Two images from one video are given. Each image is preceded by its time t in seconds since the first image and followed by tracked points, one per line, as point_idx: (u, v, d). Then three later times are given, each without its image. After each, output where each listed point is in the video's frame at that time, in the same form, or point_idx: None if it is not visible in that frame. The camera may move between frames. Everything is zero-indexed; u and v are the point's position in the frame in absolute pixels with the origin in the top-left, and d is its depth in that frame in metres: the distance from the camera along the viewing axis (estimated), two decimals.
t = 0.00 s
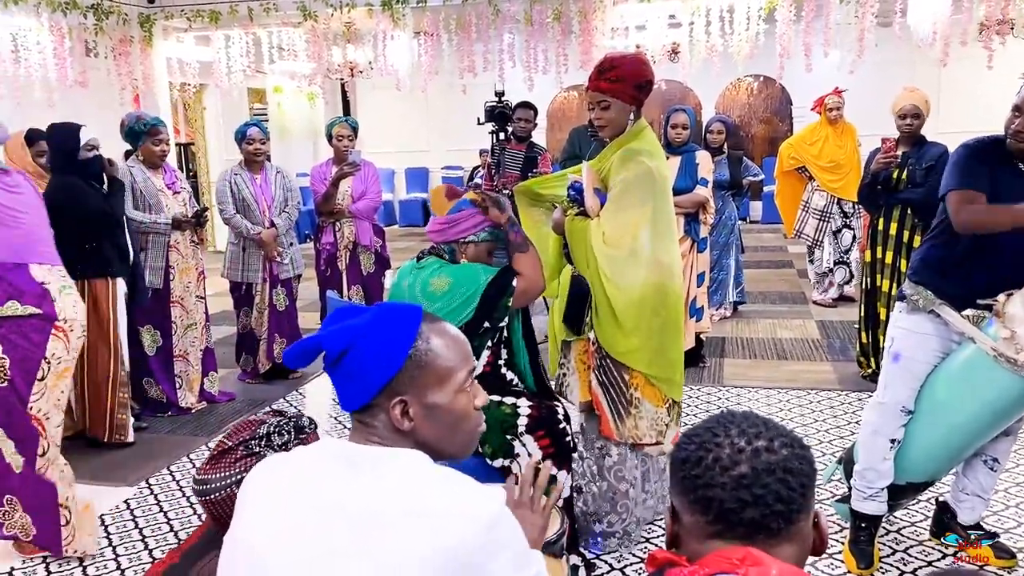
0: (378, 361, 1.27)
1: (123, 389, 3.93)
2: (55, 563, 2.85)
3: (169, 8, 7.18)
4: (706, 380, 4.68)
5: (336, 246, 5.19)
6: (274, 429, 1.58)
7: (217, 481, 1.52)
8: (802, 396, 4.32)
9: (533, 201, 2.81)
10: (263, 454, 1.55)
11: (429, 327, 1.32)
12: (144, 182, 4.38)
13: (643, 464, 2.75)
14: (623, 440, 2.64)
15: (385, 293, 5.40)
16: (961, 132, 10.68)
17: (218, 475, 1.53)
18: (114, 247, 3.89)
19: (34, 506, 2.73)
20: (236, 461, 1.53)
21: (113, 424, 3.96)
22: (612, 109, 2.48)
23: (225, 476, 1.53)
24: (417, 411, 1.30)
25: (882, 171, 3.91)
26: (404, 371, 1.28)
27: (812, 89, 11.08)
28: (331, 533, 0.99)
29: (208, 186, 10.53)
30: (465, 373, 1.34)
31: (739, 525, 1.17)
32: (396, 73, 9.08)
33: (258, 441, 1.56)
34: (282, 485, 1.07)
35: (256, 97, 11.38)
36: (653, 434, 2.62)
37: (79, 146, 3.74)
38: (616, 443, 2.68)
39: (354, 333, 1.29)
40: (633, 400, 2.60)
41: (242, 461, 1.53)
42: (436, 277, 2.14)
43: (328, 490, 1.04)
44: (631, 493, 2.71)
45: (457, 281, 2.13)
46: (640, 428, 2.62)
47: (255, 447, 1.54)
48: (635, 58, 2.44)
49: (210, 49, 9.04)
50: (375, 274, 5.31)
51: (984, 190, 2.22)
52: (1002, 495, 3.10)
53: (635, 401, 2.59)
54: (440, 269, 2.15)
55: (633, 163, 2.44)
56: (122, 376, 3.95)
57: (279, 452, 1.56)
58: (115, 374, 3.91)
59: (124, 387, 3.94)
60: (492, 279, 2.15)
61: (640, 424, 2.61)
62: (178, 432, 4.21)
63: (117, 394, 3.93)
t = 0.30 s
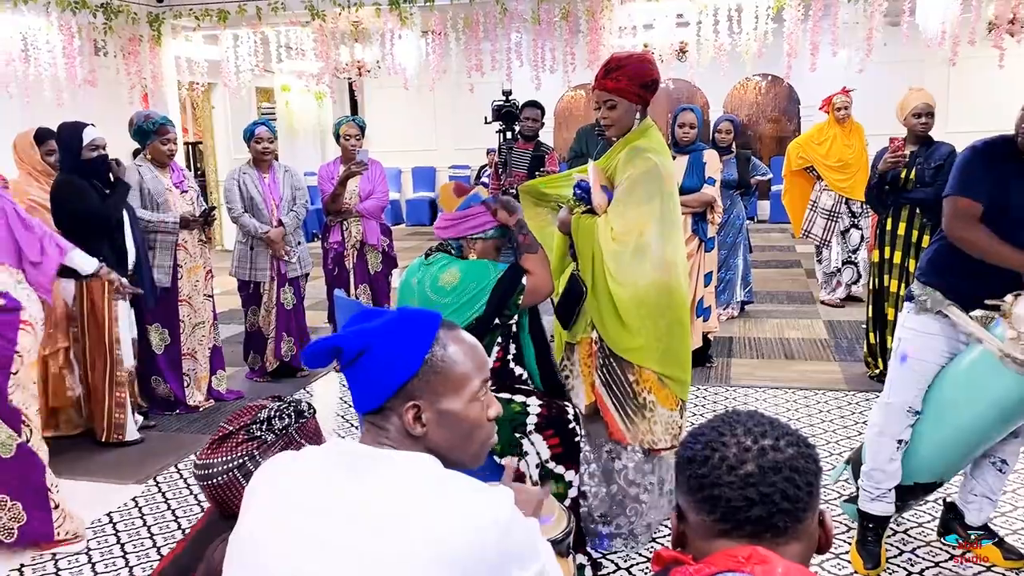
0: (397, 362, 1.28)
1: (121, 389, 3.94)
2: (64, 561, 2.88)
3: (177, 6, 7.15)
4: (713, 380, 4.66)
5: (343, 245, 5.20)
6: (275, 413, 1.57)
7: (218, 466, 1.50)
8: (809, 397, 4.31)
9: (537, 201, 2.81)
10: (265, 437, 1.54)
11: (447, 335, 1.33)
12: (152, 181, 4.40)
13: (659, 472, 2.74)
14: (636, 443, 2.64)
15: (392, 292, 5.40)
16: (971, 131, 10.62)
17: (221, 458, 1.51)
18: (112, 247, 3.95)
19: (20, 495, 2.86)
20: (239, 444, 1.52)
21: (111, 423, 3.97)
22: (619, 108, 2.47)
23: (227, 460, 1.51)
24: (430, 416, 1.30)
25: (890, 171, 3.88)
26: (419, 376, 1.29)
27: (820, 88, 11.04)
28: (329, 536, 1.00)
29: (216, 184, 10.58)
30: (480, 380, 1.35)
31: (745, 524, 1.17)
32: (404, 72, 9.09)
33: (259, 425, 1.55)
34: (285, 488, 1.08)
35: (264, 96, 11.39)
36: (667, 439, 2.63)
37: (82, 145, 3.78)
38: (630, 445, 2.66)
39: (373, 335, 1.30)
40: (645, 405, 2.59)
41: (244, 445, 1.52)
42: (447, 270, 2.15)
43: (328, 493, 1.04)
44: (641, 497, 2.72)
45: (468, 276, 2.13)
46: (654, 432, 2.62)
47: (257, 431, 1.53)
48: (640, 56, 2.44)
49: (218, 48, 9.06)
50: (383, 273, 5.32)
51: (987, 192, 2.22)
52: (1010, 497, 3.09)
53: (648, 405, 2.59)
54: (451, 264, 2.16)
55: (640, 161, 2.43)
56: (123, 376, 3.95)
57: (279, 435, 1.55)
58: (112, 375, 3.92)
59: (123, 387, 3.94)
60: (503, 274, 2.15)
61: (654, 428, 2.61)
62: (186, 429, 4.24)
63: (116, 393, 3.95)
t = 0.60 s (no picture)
0: (413, 362, 1.28)
1: (132, 386, 3.98)
2: (83, 555, 2.92)
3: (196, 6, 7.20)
4: (730, 380, 4.65)
5: (360, 243, 5.22)
6: (294, 422, 1.61)
7: (237, 473, 1.52)
8: (826, 397, 4.29)
9: (554, 205, 2.77)
10: (284, 445, 1.57)
11: (454, 327, 1.33)
12: (171, 179, 4.44)
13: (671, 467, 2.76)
14: (652, 440, 2.65)
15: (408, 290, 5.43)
16: (993, 130, 10.50)
17: (240, 467, 1.52)
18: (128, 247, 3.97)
19: None
20: (259, 453, 1.54)
21: (121, 422, 4.02)
22: (634, 107, 2.48)
23: (246, 469, 1.52)
24: (446, 412, 1.31)
25: (911, 169, 3.87)
26: (433, 374, 1.30)
27: (839, 87, 10.94)
28: (344, 529, 1.02)
29: (234, 183, 10.67)
30: (492, 369, 1.36)
31: (761, 524, 1.17)
32: (421, 71, 9.11)
33: (278, 434, 1.58)
34: (302, 482, 1.10)
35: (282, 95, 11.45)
36: (681, 435, 2.65)
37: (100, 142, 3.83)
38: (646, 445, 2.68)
39: (380, 337, 1.28)
40: (664, 403, 2.61)
41: (264, 453, 1.54)
42: (466, 271, 2.16)
43: (343, 486, 1.06)
44: (656, 495, 2.72)
45: (487, 276, 2.14)
46: (670, 430, 2.64)
47: (276, 439, 1.56)
48: (653, 55, 2.44)
49: (236, 46, 9.12)
50: (398, 271, 5.34)
51: (1012, 191, 2.19)
52: None
53: (666, 403, 2.61)
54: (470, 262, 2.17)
55: (658, 159, 2.43)
56: (137, 373, 4.04)
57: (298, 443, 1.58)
58: (125, 372, 3.97)
59: (134, 382, 3.98)
60: (523, 280, 2.17)
61: (670, 425, 2.63)
62: (204, 426, 4.28)
63: (127, 392, 3.99)
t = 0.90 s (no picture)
0: (430, 352, 1.29)
1: (152, 382, 4.00)
2: (101, 550, 2.96)
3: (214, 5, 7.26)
4: (746, 380, 4.63)
5: (376, 242, 5.24)
6: (327, 423, 1.61)
7: (268, 471, 1.53)
8: (843, 398, 4.26)
9: (570, 207, 2.79)
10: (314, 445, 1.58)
11: (471, 329, 1.34)
12: (188, 178, 4.48)
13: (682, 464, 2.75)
14: (663, 439, 2.66)
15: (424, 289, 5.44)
16: (1014, 130, 10.40)
17: (271, 464, 1.54)
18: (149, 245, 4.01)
19: None
20: (289, 451, 1.55)
21: (141, 417, 4.05)
22: (650, 108, 2.47)
23: (276, 464, 1.55)
24: (458, 410, 1.31)
25: (931, 170, 3.79)
26: (443, 369, 1.30)
27: (858, 86, 10.85)
28: (358, 524, 1.03)
29: (251, 181, 10.73)
30: (506, 373, 1.36)
31: (774, 524, 1.16)
32: (437, 70, 9.13)
33: (311, 433, 1.59)
34: (318, 480, 1.12)
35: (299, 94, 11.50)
36: (692, 435, 2.64)
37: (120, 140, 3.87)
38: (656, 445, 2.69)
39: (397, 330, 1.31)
40: (674, 401, 2.61)
41: (294, 452, 1.55)
42: (482, 273, 2.15)
43: (358, 484, 1.08)
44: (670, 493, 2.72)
45: (504, 282, 2.13)
46: (681, 428, 2.63)
47: (308, 439, 1.57)
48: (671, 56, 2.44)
49: (254, 45, 9.17)
50: (414, 270, 5.36)
51: None
52: None
53: (676, 400, 2.61)
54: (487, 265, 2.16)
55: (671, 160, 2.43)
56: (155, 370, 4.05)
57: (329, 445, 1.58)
58: (145, 367, 4.00)
59: (154, 379, 4.01)
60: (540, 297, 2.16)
61: (681, 424, 2.63)
62: (221, 423, 4.31)
63: (146, 389, 4.01)
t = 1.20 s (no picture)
0: (435, 343, 1.31)
1: (175, 378, 4.08)
2: (120, 544, 2.99)
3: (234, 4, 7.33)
4: (763, 380, 4.61)
5: (392, 240, 5.26)
6: (349, 416, 1.63)
7: (293, 464, 1.55)
8: (861, 398, 4.23)
9: (590, 201, 2.87)
10: (337, 438, 1.60)
11: (472, 320, 1.35)
12: (207, 175, 4.51)
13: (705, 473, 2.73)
14: (682, 445, 2.64)
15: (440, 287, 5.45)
16: None
17: (295, 456, 1.56)
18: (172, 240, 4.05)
19: None
20: (313, 443, 1.57)
21: (165, 413, 4.10)
22: (669, 106, 2.47)
23: (301, 456, 1.57)
24: (466, 401, 1.32)
25: (952, 169, 3.78)
26: (447, 363, 1.31)
27: (879, 85, 10.76)
28: (371, 519, 1.04)
29: (270, 179, 10.80)
30: (511, 360, 1.37)
31: (790, 524, 1.17)
32: (455, 68, 9.14)
33: (333, 425, 1.61)
34: (333, 475, 1.13)
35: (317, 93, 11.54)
36: (715, 440, 2.62)
37: (141, 138, 3.91)
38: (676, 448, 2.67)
39: (398, 329, 1.33)
40: (691, 407, 2.59)
41: (318, 443, 1.57)
42: (504, 278, 2.17)
43: (371, 478, 1.08)
44: (687, 499, 2.70)
45: (524, 292, 2.16)
46: (701, 435, 2.62)
47: (331, 431, 1.59)
48: (689, 55, 2.43)
49: (272, 44, 9.22)
50: (430, 268, 5.37)
51: None
52: None
53: (694, 407, 2.59)
54: (510, 272, 2.19)
55: (686, 159, 2.42)
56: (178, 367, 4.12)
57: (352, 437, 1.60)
58: (168, 361, 4.07)
59: (176, 375, 4.08)
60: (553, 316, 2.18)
61: (701, 430, 2.61)
62: (238, 419, 4.34)
63: (169, 385, 4.08)
